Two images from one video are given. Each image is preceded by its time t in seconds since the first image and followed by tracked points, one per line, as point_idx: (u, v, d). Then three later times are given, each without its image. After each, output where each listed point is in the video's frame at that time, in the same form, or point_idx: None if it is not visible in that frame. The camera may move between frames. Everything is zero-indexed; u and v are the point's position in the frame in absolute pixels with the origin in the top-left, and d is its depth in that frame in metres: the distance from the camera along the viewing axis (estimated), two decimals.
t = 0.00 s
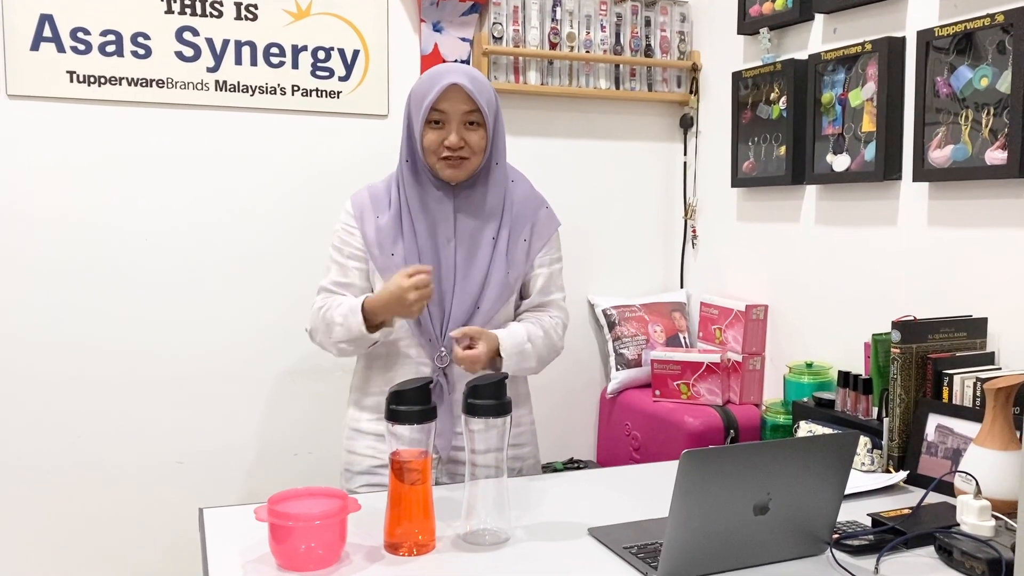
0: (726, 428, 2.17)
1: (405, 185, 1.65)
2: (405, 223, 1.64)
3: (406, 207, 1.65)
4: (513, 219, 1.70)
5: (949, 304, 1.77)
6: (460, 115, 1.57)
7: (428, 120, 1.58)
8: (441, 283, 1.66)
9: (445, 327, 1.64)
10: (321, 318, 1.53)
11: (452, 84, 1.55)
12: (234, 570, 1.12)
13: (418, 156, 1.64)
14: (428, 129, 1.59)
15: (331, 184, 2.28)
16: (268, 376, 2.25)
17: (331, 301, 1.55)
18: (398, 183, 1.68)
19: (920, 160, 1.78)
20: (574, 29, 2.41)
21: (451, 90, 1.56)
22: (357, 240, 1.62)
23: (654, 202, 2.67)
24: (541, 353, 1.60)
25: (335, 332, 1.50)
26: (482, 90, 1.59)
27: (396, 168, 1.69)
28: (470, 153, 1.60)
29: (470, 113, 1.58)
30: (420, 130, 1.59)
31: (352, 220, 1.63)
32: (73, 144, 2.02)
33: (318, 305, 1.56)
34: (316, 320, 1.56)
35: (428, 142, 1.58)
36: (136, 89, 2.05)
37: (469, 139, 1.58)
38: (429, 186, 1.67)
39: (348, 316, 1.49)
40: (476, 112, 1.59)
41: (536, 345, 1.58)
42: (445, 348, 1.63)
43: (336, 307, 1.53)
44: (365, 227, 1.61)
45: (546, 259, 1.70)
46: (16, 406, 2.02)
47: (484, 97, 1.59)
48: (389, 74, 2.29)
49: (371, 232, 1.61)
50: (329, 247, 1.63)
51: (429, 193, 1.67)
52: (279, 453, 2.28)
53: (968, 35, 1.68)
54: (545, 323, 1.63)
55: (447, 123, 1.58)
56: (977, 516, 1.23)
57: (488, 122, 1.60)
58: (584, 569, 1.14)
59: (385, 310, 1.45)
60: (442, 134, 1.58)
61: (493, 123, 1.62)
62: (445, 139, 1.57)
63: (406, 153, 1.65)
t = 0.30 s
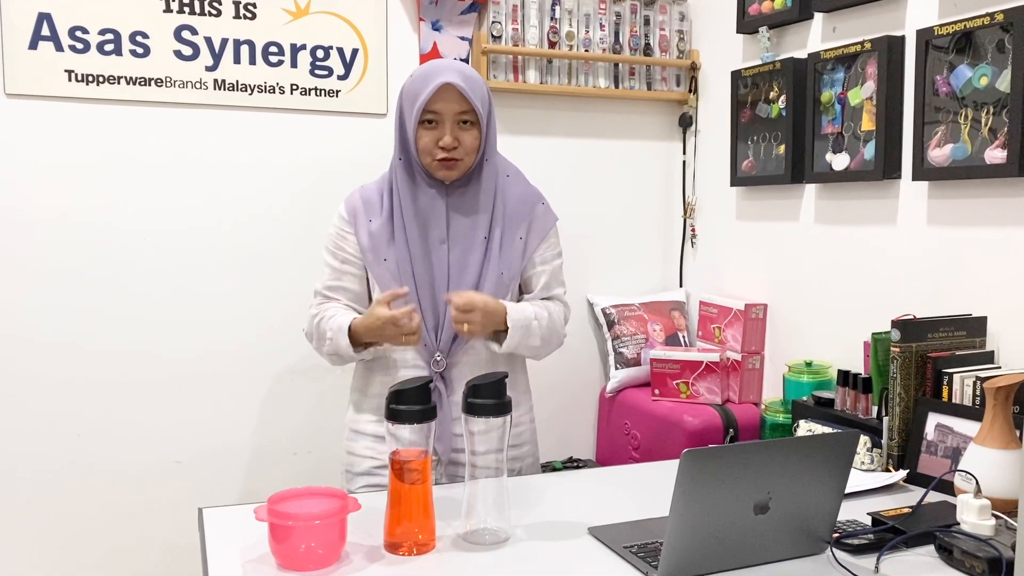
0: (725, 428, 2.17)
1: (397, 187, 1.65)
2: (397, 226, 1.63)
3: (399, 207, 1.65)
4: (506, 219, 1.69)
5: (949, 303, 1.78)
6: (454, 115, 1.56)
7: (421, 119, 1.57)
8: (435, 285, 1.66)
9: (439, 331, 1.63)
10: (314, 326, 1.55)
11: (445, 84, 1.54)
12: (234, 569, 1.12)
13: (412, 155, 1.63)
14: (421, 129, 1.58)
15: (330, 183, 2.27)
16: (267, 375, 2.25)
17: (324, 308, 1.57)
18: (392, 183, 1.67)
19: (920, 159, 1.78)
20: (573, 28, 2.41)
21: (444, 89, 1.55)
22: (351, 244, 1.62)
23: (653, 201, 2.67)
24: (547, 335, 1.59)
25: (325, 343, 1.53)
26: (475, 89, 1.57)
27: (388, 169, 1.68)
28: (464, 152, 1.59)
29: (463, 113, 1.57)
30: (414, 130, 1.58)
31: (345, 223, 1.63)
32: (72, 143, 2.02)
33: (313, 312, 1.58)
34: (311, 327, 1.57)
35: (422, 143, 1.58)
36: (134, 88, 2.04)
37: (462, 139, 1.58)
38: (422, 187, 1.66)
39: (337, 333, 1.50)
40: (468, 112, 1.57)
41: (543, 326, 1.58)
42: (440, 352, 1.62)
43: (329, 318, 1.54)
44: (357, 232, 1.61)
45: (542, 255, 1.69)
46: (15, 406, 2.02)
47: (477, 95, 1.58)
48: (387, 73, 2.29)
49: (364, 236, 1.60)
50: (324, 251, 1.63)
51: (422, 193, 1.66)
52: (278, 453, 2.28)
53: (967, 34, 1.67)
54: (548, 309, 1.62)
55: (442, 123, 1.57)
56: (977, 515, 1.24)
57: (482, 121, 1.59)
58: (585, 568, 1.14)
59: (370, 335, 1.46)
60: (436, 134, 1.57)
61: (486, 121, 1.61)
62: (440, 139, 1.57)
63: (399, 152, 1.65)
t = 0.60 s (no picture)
0: (725, 427, 2.17)
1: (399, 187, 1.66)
2: (399, 226, 1.64)
3: (399, 213, 1.65)
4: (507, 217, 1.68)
5: (948, 302, 1.78)
6: (448, 129, 1.55)
7: (416, 135, 1.57)
8: (437, 285, 1.66)
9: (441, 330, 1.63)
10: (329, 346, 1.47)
11: (440, 101, 1.52)
12: (233, 570, 1.12)
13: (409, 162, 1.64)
14: (418, 146, 1.57)
15: (329, 182, 2.27)
16: (267, 375, 2.25)
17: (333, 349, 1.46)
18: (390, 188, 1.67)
19: (919, 158, 1.78)
20: (572, 27, 2.41)
21: (437, 108, 1.53)
22: (355, 242, 1.62)
23: (652, 200, 2.67)
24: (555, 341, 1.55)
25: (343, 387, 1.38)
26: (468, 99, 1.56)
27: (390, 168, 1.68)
28: (459, 163, 1.59)
29: (456, 126, 1.56)
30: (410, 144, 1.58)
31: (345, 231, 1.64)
32: (70, 143, 2.01)
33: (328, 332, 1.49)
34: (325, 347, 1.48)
35: (418, 155, 1.57)
36: (133, 88, 2.04)
37: (459, 150, 1.57)
38: (418, 192, 1.66)
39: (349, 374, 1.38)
40: (462, 122, 1.56)
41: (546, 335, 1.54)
42: (442, 352, 1.63)
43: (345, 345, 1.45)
44: (357, 239, 1.62)
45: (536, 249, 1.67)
46: (13, 406, 2.02)
47: (467, 108, 1.57)
48: (386, 72, 2.28)
49: (365, 244, 1.61)
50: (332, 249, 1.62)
51: (420, 197, 1.66)
52: (278, 452, 2.28)
53: (967, 33, 1.67)
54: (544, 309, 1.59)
55: (437, 138, 1.56)
56: (977, 514, 1.24)
57: (476, 132, 1.58)
58: (585, 568, 1.14)
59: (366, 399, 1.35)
60: (433, 147, 1.56)
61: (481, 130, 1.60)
62: (436, 153, 1.56)
63: (395, 158, 1.65)
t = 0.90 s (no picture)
0: (725, 427, 2.17)
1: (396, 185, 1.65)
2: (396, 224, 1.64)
3: (400, 205, 1.64)
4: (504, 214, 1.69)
5: (947, 302, 1.78)
6: (455, 107, 1.57)
7: (423, 112, 1.57)
8: (435, 283, 1.66)
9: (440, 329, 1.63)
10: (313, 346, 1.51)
11: (449, 77, 1.55)
12: (234, 570, 1.12)
13: (413, 151, 1.63)
14: (422, 123, 1.58)
15: (329, 182, 2.27)
16: (266, 375, 2.25)
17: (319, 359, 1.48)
18: (392, 180, 1.66)
19: (918, 158, 1.78)
20: (572, 28, 2.41)
21: (446, 83, 1.55)
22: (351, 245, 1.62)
23: (652, 200, 2.67)
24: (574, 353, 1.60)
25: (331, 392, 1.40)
26: (476, 83, 1.58)
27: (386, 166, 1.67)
28: (463, 146, 1.59)
29: (465, 105, 1.58)
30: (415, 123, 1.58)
31: (345, 225, 1.63)
32: (70, 143, 2.02)
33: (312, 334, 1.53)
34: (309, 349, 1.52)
35: (422, 135, 1.57)
36: (133, 88, 2.04)
37: (463, 132, 1.58)
38: (422, 182, 1.65)
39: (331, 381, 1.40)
40: (469, 103, 1.58)
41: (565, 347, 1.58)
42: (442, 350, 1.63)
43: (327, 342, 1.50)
44: (357, 233, 1.61)
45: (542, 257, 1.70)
46: (13, 406, 2.02)
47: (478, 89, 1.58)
48: (386, 73, 2.28)
49: (365, 238, 1.61)
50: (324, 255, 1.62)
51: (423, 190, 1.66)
52: (278, 453, 2.28)
53: (966, 33, 1.68)
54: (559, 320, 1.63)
55: (442, 115, 1.57)
56: (977, 514, 1.24)
57: (481, 115, 1.59)
58: (586, 568, 1.14)
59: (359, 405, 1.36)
60: (438, 127, 1.57)
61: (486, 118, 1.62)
62: (441, 131, 1.57)
63: (399, 148, 1.64)
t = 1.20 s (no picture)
0: (724, 427, 2.17)
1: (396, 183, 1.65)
2: (395, 223, 1.63)
3: (400, 202, 1.64)
4: (505, 213, 1.68)
5: (946, 303, 1.78)
6: (452, 99, 1.58)
7: (420, 105, 1.58)
8: (435, 283, 1.65)
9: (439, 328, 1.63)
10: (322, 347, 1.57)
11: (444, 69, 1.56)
12: (234, 570, 1.12)
13: (412, 146, 1.63)
14: (419, 114, 1.59)
15: (328, 183, 2.27)
16: (266, 375, 2.25)
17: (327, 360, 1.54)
18: (393, 177, 1.66)
19: (917, 158, 1.78)
20: (571, 28, 2.41)
21: (441, 74, 1.57)
22: (352, 246, 1.62)
23: (651, 200, 2.67)
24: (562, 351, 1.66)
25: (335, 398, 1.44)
26: (473, 76, 1.59)
27: (386, 164, 1.67)
28: (461, 139, 1.59)
29: (462, 98, 1.58)
30: (413, 116, 1.58)
31: (347, 223, 1.63)
32: (70, 144, 2.02)
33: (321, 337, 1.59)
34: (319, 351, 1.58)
35: (420, 127, 1.58)
36: (133, 89, 2.04)
37: (460, 124, 1.58)
38: (423, 181, 1.66)
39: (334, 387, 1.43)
40: (466, 96, 1.59)
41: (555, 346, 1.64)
42: (440, 349, 1.63)
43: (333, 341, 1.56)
44: (358, 232, 1.62)
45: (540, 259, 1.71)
46: (14, 407, 2.02)
47: (476, 81, 1.59)
48: (385, 73, 2.29)
49: (366, 236, 1.61)
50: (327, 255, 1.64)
51: (423, 188, 1.66)
52: (278, 453, 2.28)
53: (964, 34, 1.68)
54: (554, 319, 1.68)
55: (439, 108, 1.58)
56: (975, 513, 1.24)
57: (479, 108, 1.59)
58: (585, 568, 1.15)
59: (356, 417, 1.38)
60: (434, 118, 1.58)
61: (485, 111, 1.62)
62: (439, 123, 1.57)
63: (400, 143, 1.64)
